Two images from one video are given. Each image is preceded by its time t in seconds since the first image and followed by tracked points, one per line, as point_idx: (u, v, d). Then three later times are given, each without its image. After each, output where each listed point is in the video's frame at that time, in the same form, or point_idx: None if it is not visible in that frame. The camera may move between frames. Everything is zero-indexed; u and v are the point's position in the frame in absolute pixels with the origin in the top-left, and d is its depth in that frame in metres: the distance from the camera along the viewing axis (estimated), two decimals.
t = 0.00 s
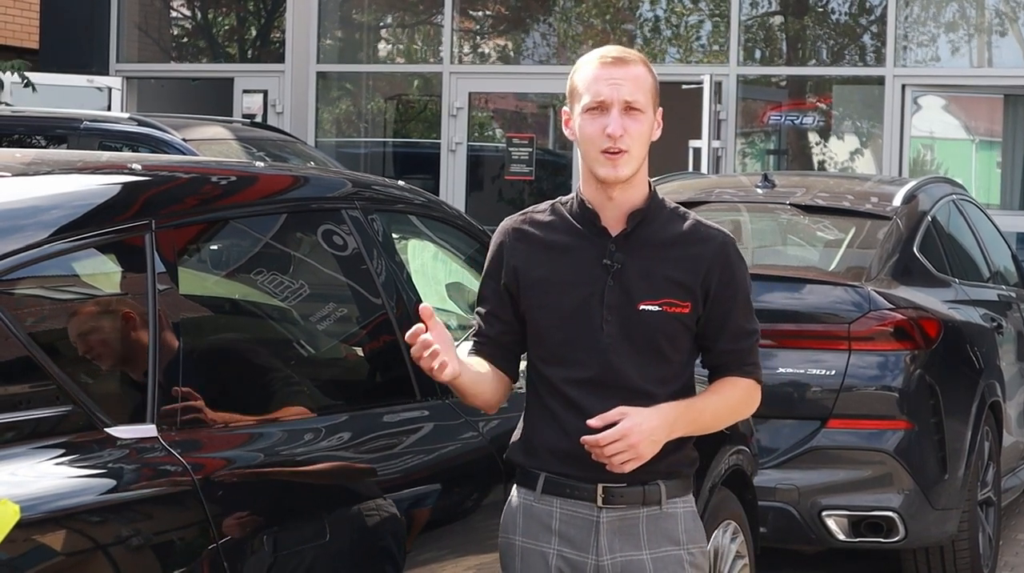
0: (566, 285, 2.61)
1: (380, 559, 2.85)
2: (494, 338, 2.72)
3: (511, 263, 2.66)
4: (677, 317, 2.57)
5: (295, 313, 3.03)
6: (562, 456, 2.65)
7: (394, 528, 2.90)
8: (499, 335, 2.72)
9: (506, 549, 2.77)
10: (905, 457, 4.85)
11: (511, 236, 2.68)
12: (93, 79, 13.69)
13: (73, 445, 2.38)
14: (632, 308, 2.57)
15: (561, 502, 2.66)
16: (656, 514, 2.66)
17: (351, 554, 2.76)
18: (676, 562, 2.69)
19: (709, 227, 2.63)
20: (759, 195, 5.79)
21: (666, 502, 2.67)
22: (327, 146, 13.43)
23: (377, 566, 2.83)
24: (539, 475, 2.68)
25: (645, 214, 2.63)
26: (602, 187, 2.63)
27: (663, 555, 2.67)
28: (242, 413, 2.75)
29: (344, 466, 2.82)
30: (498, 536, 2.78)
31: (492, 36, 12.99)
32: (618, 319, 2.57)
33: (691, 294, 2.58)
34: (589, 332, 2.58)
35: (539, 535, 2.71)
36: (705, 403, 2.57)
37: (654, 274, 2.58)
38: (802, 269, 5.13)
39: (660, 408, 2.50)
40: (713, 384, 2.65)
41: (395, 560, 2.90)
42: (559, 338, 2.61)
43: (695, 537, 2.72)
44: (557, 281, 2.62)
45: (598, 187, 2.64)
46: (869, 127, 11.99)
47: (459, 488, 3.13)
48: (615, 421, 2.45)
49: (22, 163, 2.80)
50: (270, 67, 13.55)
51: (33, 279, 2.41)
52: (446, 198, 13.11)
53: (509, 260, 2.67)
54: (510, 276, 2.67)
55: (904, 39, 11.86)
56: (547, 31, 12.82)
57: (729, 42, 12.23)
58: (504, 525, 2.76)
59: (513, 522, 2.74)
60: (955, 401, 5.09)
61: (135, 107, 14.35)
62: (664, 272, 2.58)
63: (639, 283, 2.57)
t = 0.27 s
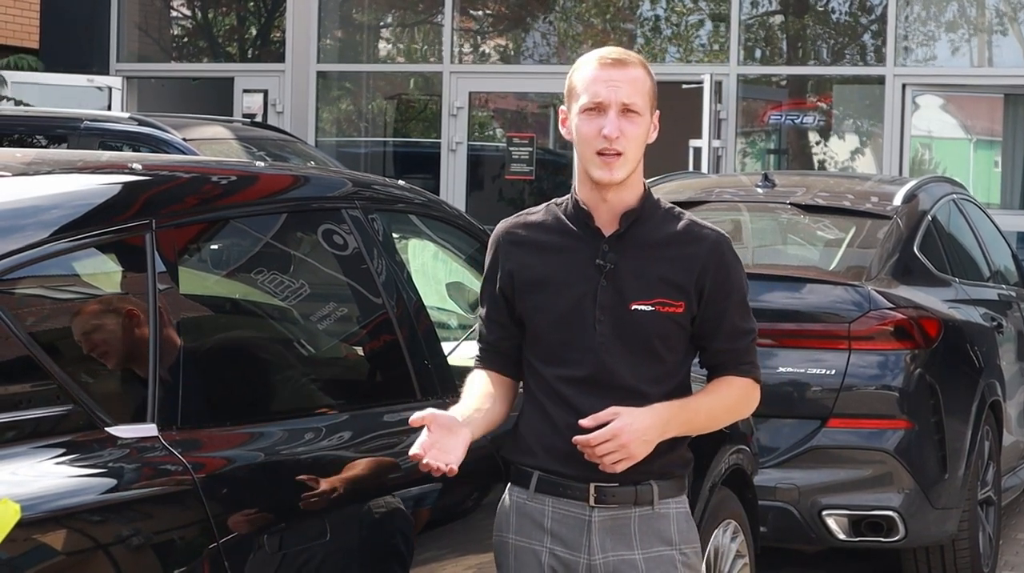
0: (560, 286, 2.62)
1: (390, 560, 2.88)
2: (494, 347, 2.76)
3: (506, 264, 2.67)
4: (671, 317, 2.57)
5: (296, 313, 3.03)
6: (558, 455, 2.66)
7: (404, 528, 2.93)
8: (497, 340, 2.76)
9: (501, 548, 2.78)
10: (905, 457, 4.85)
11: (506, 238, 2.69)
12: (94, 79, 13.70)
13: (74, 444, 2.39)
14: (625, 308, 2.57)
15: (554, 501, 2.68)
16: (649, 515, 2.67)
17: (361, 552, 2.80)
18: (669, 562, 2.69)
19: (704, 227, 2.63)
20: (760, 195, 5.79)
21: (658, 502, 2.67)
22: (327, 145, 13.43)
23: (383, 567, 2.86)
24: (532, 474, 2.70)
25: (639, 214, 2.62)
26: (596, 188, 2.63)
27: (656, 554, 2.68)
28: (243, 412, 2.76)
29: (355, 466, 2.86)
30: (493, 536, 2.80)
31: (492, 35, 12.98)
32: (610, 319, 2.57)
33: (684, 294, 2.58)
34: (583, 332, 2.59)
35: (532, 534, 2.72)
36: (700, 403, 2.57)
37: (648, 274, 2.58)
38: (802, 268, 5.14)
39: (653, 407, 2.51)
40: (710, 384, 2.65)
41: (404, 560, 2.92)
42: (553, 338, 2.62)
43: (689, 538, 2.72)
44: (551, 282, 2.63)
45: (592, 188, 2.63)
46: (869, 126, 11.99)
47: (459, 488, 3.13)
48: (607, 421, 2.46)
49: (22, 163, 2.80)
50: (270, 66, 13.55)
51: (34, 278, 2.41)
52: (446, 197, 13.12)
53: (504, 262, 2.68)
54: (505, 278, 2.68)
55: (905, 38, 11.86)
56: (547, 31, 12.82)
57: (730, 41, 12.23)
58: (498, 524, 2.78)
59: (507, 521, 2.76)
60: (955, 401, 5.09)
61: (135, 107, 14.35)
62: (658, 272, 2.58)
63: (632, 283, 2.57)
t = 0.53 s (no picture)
0: (553, 285, 2.63)
1: (398, 559, 2.90)
2: (488, 342, 2.76)
3: (501, 263, 2.68)
4: (663, 315, 2.57)
5: (296, 312, 3.04)
6: (554, 455, 2.67)
7: (412, 529, 2.95)
8: (494, 339, 2.76)
9: (496, 546, 2.79)
10: (904, 457, 4.85)
11: (502, 236, 2.71)
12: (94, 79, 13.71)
13: (75, 444, 2.39)
14: (617, 305, 2.57)
15: (547, 500, 2.69)
16: (641, 514, 2.67)
17: (369, 551, 2.82)
18: (662, 562, 2.69)
19: (697, 225, 2.63)
20: (760, 195, 5.80)
21: (652, 502, 2.67)
22: (328, 145, 13.43)
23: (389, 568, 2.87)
24: (527, 473, 2.71)
25: (634, 213, 2.62)
26: (591, 187, 2.64)
27: (649, 555, 2.68)
28: (243, 411, 2.76)
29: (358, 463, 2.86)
30: (490, 534, 2.81)
31: (493, 34, 12.98)
32: (602, 316, 2.58)
33: (677, 291, 2.58)
34: (575, 330, 2.60)
35: (526, 531, 2.73)
36: (690, 404, 2.57)
37: (640, 272, 2.58)
38: (802, 268, 5.14)
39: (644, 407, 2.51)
40: (705, 382, 2.64)
41: (409, 559, 2.94)
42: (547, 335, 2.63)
43: (683, 538, 2.72)
44: (545, 281, 2.64)
45: (588, 187, 2.64)
46: (870, 126, 11.98)
47: (459, 488, 3.13)
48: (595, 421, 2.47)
49: (23, 163, 2.81)
50: (271, 66, 13.56)
51: (34, 278, 2.41)
52: (447, 197, 13.13)
53: (499, 260, 2.69)
54: (500, 276, 2.69)
55: (905, 38, 11.86)
56: (547, 31, 12.82)
57: (730, 41, 12.23)
58: (495, 523, 2.79)
59: (502, 520, 2.77)
60: (954, 401, 5.09)
61: (136, 106, 14.36)
62: (651, 270, 2.58)
63: (625, 280, 2.58)
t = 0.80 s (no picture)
0: (549, 286, 2.63)
1: (402, 557, 2.91)
2: (485, 342, 2.76)
3: (497, 263, 2.69)
4: (658, 317, 2.58)
5: (296, 312, 3.04)
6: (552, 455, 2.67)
7: (415, 527, 2.96)
8: (492, 338, 2.76)
9: (493, 546, 2.79)
10: (904, 456, 4.85)
11: (499, 236, 2.71)
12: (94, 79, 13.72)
13: (75, 444, 2.39)
14: (612, 307, 2.57)
15: (545, 500, 2.69)
16: (638, 514, 2.67)
17: (371, 550, 2.82)
18: (658, 561, 2.69)
19: (692, 227, 2.63)
20: (760, 194, 5.80)
21: (648, 502, 2.67)
22: (328, 145, 13.43)
23: (392, 567, 2.88)
24: (524, 472, 2.72)
25: (628, 214, 2.63)
26: (586, 187, 2.64)
27: (645, 554, 2.68)
28: (243, 411, 2.76)
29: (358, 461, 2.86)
30: (487, 534, 2.81)
31: (493, 34, 12.98)
32: (598, 318, 2.58)
33: (672, 293, 2.58)
34: (571, 331, 2.60)
35: (523, 531, 2.73)
36: (676, 412, 2.57)
37: (635, 273, 2.58)
38: (803, 268, 5.13)
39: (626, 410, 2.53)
40: (695, 387, 2.63)
41: (412, 558, 2.95)
42: (542, 336, 2.63)
43: (679, 538, 2.72)
44: (541, 282, 2.63)
45: (583, 187, 2.64)
46: (870, 126, 11.98)
47: (459, 488, 3.13)
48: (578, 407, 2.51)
49: (24, 163, 2.81)
50: (271, 66, 13.56)
51: (35, 278, 2.41)
52: (447, 197, 13.13)
53: (495, 260, 2.70)
54: (497, 277, 2.69)
55: (906, 38, 11.85)
56: (548, 31, 12.82)
57: (730, 41, 12.23)
58: (491, 523, 2.79)
59: (499, 520, 2.77)
60: (954, 401, 5.09)
61: (136, 106, 14.36)
62: (645, 272, 2.58)
63: (620, 282, 2.58)
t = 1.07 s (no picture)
0: (546, 286, 2.62)
1: (398, 558, 2.90)
2: (481, 344, 2.74)
3: (494, 265, 2.68)
4: (656, 316, 2.58)
5: (296, 312, 3.04)
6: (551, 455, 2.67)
7: (413, 528, 2.96)
8: (487, 338, 2.74)
9: (493, 546, 2.79)
10: (904, 456, 4.85)
11: (494, 237, 2.70)
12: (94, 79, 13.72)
13: (75, 444, 2.39)
14: (611, 307, 2.58)
15: (546, 500, 2.69)
16: (639, 513, 2.67)
17: (369, 549, 2.82)
18: (659, 561, 2.70)
19: (688, 225, 2.64)
20: (760, 194, 5.80)
21: (649, 501, 2.68)
22: (328, 145, 13.44)
23: (389, 566, 2.87)
24: (525, 473, 2.72)
25: (625, 213, 2.63)
26: (581, 187, 2.64)
27: (646, 553, 2.69)
28: (243, 410, 2.76)
29: (357, 460, 2.86)
30: (487, 534, 2.81)
31: (493, 34, 12.98)
32: (596, 318, 2.58)
33: (670, 292, 2.59)
34: (569, 331, 2.60)
35: (524, 531, 2.73)
36: (677, 410, 2.58)
37: (633, 273, 2.59)
38: (802, 268, 5.14)
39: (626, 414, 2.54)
40: (692, 386, 2.64)
41: (409, 558, 2.94)
42: (540, 337, 2.63)
43: (679, 537, 2.72)
44: (538, 283, 2.63)
45: (579, 187, 2.64)
46: (870, 126, 11.98)
47: (459, 487, 3.13)
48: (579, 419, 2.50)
49: (24, 163, 2.81)
50: (271, 66, 13.57)
51: (35, 278, 2.41)
52: (447, 197, 13.13)
53: (492, 261, 2.69)
54: (493, 278, 2.69)
55: (905, 38, 11.85)
56: (548, 31, 12.83)
57: (730, 41, 12.24)
58: (492, 523, 2.79)
59: (500, 520, 2.77)
60: (954, 401, 5.09)
61: (136, 106, 14.36)
62: (643, 271, 2.59)
63: (618, 282, 2.58)
